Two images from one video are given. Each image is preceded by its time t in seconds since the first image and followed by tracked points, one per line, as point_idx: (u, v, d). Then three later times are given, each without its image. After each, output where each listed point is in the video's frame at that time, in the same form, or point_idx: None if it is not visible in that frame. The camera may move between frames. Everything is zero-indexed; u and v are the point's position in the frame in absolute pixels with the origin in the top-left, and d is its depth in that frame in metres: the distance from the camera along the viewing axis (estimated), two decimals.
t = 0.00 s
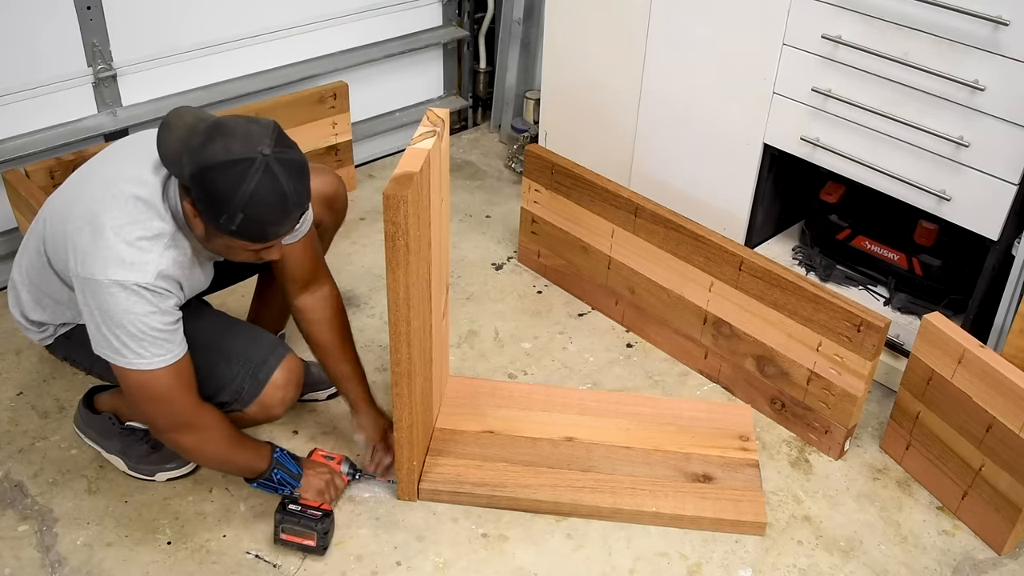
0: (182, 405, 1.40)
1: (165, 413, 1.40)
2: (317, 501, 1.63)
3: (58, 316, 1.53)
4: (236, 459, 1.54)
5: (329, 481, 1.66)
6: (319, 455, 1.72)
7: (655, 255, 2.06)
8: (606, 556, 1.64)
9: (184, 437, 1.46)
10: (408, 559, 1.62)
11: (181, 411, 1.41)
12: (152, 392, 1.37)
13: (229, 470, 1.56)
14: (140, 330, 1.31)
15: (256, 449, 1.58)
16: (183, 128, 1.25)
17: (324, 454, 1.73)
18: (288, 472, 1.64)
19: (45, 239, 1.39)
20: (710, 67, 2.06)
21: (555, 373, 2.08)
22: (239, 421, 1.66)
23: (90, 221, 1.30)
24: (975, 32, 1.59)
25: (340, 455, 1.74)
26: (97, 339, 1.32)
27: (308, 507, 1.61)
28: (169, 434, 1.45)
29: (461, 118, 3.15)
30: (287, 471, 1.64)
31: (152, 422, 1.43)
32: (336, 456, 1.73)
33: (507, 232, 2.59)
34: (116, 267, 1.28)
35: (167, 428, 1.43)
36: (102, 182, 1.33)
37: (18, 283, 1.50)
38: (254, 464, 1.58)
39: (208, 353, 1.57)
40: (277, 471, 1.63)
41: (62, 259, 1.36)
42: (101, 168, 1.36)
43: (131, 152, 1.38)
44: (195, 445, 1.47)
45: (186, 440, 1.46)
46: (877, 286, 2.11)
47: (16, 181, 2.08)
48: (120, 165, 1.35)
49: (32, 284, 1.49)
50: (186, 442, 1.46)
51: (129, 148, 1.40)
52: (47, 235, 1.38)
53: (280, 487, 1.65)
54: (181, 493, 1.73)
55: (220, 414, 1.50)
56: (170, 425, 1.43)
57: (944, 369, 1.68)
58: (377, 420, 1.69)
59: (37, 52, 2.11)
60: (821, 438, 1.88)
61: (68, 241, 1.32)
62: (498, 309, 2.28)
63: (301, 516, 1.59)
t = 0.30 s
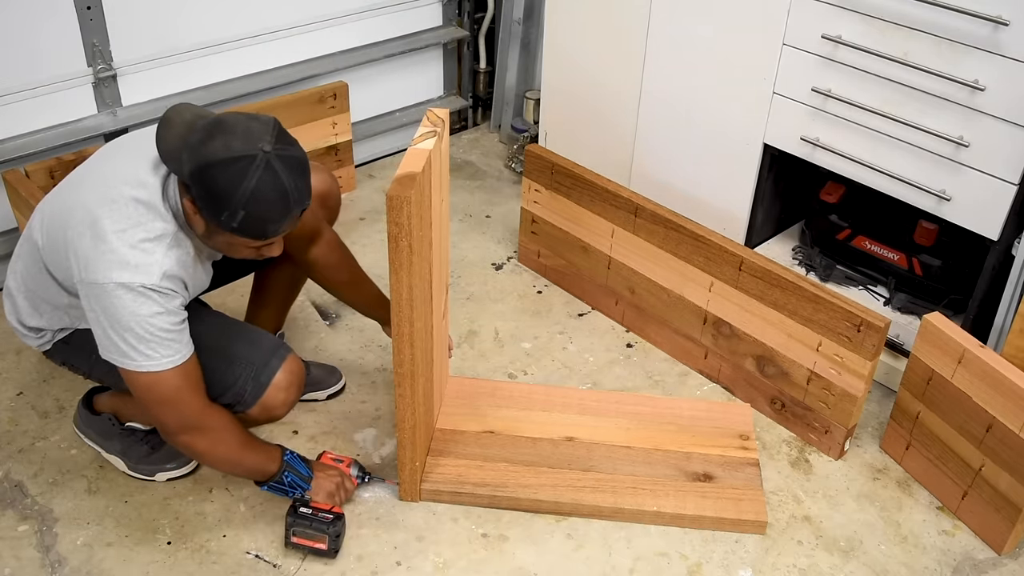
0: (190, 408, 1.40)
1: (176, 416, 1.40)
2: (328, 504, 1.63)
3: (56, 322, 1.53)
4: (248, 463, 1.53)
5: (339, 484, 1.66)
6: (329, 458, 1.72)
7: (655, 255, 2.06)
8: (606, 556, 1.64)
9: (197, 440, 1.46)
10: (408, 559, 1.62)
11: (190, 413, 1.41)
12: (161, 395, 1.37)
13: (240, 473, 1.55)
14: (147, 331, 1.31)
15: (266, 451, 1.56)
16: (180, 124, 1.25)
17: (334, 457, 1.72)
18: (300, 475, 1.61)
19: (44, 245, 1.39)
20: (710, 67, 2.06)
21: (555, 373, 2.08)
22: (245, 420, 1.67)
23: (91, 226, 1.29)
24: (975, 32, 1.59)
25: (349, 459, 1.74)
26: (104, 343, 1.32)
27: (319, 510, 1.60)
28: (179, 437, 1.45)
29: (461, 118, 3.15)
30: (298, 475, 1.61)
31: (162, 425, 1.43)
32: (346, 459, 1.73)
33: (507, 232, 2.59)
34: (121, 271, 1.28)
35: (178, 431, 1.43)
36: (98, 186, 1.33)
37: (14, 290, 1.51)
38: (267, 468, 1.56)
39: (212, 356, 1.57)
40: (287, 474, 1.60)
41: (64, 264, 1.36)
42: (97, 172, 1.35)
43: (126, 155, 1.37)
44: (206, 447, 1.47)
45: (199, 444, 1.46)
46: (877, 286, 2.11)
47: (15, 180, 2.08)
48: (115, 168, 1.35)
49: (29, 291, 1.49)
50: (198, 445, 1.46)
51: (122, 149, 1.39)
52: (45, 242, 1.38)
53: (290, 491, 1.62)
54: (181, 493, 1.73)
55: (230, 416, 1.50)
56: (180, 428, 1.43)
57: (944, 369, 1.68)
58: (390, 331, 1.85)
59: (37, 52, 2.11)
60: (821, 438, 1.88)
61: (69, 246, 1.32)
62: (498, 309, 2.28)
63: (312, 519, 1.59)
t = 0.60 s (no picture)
0: (190, 409, 1.40)
1: (176, 416, 1.40)
2: (328, 504, 1.63)
3: (58, 323, 1.53)
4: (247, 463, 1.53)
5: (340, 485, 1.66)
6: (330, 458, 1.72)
7: (655, 255, 2.06)
8: (606, 556, 1.64)
9: (197, 441, 1.45)
10: (408, 559, 1.62)
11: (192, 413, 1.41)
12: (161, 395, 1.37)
13: (240, 474, 1.55)
14: (150, 331, 1.31)
15: (265, 452, 1.56)
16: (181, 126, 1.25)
17: (335, 457, 1.72)
18: (300, 476, 1.61)
19: (45, 247, 1.39)
20: (710, 67, 2.06)
21: (555, 373, 2.08)
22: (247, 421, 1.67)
23: (92, 227, 1.29)
24: (975, 32, 1.59)
25: (349, 459, 1.74)
26: (106, 345, 1.32)
27: (319, 511, 1.60)
28: (178, 437, 1.45)
29: (461, 118, 3.15)
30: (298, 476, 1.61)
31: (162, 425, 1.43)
32: (347, 459, 1.73)
33: (507, 232, 2.59)
34: (124, 272, 1.28)
35: (177, 432, 1.43)
36: (98, 186, 1.33)
37: (15, 292, 1.51)
38: (265, 468, 1.56)
39: (213, 360, 1.57)
40: (289, 474, 1.60)
41: (66, 265, 1.36)
42: (97, 172, 1.35)
43: (124, 155, 1.37)
44: (206, 448, 1.47)
45: (199, 444, 1.46)
46: (877, 286, 2.11)
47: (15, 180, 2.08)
48: (114, 168, 1.35)
49: (29, 293, 1.49)
50: (198, 446, 1.46)
51: (122, 149, 1.39)
52: (46, 243, 1.38)
53: (291, 491, 1.62)
54: (181, 493, 1.73)
55: (230, 416, 1.50)
56: (180, 429, 1.43)
57: (944, 369, 1.68)
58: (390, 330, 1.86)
59: (37, 52, 2.11)
60: (821, 438, 1.88)
61: (70, 247, 1.32)
62: (498, 309, 2.28)
63: (312, 520, 1.58)
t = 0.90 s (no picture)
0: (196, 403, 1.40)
1: (181, 410, 1.39)
2: (318, 505, 1.64)
3: (51, 327, 1.53)
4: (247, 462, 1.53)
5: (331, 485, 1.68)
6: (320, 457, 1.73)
7: (655, 255, 2.06)
8: (606, 556, 1.64)
9: (202, 436, 1.44)
10: (408, 559, 1.62)
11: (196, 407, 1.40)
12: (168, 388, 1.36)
13: (237, 473, 1.55)
14: (157, 319, 1.30)
15: (263, 451, 1.56)
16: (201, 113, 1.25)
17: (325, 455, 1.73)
18: (292, 476, 1.62)
19: (42, 243, 1.38)
20: (710, 67, 2.06)
21: (555, 373, 2.08)
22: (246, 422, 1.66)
23: (95, 217, 1.29)
24: (975, 32, 1.59)
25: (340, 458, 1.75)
26: (111, 336, 1.30)
27: (308, 513, 1.61)
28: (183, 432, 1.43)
29: (461, 118, 3.15)
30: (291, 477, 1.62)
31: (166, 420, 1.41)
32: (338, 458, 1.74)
33: (507, 232, 2.59)
34: (130, 258, 1.27)
35: (182, 426, 1.42)
36: (99, 180, 1.33)
37: (6, 297, 1.50)
38: (262, 467, 1.56)
39: (209, 359, 1.57)
40: (283, 475, 1.61)
41: (64, 260, 1.35)
42: (96, 168, 1.36)
43: (122, 150, 1.38)
44: (208, 443, 1.46)
45: (203, 439, 1.45)
46: (877, 286, 2.11)
47: (15, 180, 2.08)
48: (115, 163, 1.35)
49: (24, 297, 1.49)
50: (202, 441, 1.45)
51: (120, 146, 1.40)
52: (44, 241, 1.37)
53: (283, 491, 1.62)
54: (181, 493, 1.73)
55: (231, 413, 1.50)
56: (186, 423, 1.42)
57: (944, 369, 1.68)
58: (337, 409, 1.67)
59: (37, 52, 2.11)
60: (821, 438, 1.88)
61: (71, 239, 1.31)
62: (498, 309, 2.28)
63: (302, 521, 1.60)
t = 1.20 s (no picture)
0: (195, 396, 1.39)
1: (182, 403, 1.38)
2: (318, 505, 1.64)
3: (52, 325, 1.54)
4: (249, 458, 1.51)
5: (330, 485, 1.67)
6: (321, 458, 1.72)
7: (655, 255, 2.06)
8: (606, 556, 1.64)
9: (202, 431, 1.43)
10: (408, 559, 1.62)
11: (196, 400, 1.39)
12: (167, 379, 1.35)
13: (240, 472, 1.53)
14: (156, 314, 1.30)
15: (265, 449, 1.55)
16: (198, 106, 1.24)
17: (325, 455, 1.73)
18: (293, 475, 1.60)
19: (42, 238, 1.38)
20: (710, 67, 2.06)
21: (555, 373, 2.08)
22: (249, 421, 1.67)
23: (95, 212, 1.29)
24: (975, 32, 1.59)
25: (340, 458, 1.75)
26: (110, 332, 1.31)
27: (308, 513, 1.61)
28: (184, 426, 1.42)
29: (461, 118, 3.15)
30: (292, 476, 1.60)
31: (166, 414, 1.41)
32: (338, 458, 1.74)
33: (507, 232, 2.59)
34: (129, 254, 1.28)
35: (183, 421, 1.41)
36: (98, 174, 1.33)
37: (7, 295, 1.50)
38: (263, 466, 1.55)
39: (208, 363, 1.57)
40: (285, 473, 1.59)
41: (64, 255, 1.35)
42: (96, 161, 1.36)
43: (121, 143, 1.38)
44: (209, 439, 1.45)
45: (203, 434, 1.44)
46: (877, 286, 2.11)
47: (15, 180, 2.08)
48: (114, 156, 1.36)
49: (24, 293, 1.49)
50: (202, 436, 1.44)
51: (118, 139, 1.40)
52: (43, 236, 1.38)
53: (284, 490, 1.61)
54: (181, 493, 1.74)
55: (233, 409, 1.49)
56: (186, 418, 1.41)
57: (944, 369, 1.68)
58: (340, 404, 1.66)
59: (37, 52, 2.12)
60: (821, 438, 1.88)
61: (71, 234, 1.31)
62: (498, 309, 2.28)
63: (302, 521, 1.60)
